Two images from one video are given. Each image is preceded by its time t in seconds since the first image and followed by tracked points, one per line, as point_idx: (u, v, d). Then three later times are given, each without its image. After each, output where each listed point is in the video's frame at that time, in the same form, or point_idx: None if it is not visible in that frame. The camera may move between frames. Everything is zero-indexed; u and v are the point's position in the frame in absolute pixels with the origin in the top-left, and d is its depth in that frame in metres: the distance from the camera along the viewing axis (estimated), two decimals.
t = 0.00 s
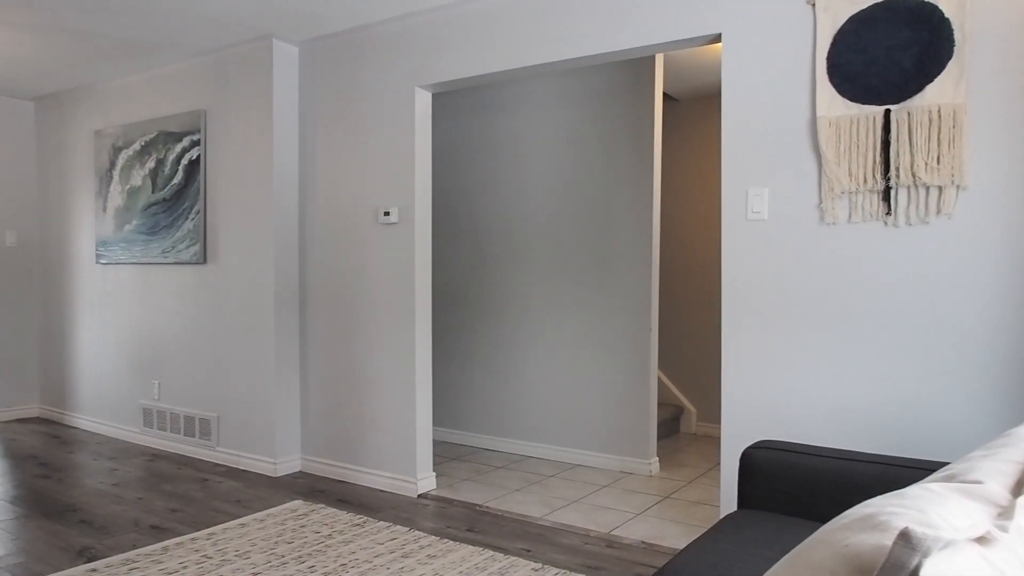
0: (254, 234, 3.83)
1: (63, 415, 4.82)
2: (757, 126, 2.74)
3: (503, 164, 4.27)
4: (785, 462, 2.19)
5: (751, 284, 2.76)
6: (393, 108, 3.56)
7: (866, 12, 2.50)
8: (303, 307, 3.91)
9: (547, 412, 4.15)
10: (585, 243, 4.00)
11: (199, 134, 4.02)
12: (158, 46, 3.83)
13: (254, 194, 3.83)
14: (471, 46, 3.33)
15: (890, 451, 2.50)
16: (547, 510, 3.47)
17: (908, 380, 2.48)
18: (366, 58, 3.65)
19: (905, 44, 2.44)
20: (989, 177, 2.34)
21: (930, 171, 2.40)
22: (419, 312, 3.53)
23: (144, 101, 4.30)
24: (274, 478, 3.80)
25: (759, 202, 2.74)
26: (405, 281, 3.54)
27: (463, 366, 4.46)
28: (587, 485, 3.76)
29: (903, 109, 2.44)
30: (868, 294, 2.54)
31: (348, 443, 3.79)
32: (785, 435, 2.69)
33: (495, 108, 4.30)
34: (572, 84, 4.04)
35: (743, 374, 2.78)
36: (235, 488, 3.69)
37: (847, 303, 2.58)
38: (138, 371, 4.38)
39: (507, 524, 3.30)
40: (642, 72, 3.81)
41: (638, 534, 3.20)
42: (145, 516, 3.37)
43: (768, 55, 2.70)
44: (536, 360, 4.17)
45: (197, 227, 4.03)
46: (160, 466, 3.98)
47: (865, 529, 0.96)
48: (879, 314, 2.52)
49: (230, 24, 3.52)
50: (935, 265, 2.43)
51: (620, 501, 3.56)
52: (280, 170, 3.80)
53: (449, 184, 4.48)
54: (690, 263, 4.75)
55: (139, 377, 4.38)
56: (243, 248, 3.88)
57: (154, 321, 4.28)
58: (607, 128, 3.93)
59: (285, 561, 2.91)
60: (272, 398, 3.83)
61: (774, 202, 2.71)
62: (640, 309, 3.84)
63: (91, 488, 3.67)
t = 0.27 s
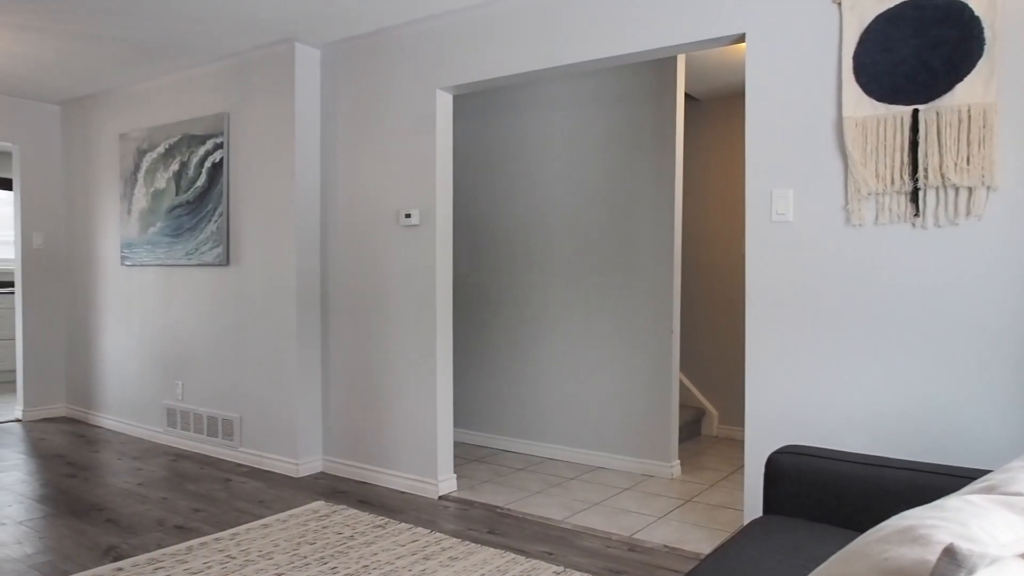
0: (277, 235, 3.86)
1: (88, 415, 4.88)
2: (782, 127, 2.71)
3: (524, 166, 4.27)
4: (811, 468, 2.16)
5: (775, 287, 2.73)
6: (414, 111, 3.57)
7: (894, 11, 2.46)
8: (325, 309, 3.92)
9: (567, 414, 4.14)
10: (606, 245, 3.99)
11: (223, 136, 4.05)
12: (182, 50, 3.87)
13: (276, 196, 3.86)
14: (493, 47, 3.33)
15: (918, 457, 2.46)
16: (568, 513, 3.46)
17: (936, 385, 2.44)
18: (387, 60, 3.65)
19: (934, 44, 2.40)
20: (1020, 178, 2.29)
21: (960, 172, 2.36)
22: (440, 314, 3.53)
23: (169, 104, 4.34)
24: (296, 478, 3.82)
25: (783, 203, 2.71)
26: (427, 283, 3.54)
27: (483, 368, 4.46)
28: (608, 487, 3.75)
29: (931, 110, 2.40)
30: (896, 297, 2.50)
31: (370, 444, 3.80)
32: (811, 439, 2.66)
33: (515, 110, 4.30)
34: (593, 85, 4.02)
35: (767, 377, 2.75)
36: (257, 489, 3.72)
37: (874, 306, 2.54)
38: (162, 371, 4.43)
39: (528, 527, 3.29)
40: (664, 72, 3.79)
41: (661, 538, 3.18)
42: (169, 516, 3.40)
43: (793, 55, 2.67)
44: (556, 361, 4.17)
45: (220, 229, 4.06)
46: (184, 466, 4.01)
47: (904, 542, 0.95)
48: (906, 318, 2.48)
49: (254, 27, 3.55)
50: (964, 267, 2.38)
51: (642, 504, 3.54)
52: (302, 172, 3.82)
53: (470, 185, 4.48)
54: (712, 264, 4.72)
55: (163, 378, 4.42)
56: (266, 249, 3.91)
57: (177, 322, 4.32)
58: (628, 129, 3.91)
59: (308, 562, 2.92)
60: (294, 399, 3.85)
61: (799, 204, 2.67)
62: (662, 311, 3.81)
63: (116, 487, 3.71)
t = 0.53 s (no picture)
0: (298, 237, 3.88)
1: (113, 414, 4.94)
2: (807, 127, 2.67)
3: (545, 166, 4.26)
4: (837, 472, 2.13)
5: (799, 289, 2.70)
6: (435, 112, 3.57)
7: (922, 9, 2.42)
8: (346, 310, 3.94)
9: (587, 415, 4.13)
10: (626, 245, 3.97)
11: (245, 138, 4.08)
12: (205, 53, 3.90)
13: (297, 197, 3.88)
14: (515, 49, 3.32)
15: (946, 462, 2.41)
16: (589, 514, 3.44)
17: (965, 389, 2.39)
18: (408, 62, 3.66)
19: (963, 41, 2.35)
20: None
21: (989, 172, 2.31)
22: (461, 315, 3.53)
23: (192, 107, 4.38)
24: (317, 478, 3.84)
25: (808, 204, 2.68)
26: (447, 284, 3.54)
27: (503, 368, 4.46)
28: (628, 489, 3.73)
29: (960, 108, 2.35)
30: (923, 299, 2.45)
31: (390, 444, 3.81)
32: (837, 443, 2.63)
33: (536, 110, 4.29)
34: (614, 85, 4.01)
35: (792, 380, 2.72)
36: (279, 488, 3.74)
37: (901, 308, 2.50)
38: (185, 371, 4.47)
39: (549, 529, 3.28)
40: (685, 72, 3.76)
41: (683, 540, 3.15)
42: (193, 515, 3.43)
43: (818, 53, 2.64)
44: (577, 362, 4.15)
45: (243, 230, 4.09)
46: (207, 465, 4.05)
47: (946, 552, 0.93)
48: (934, 320, 2.44)
49: (276, 30, 3.57)
50: (994, 269, 2.33)
51: (663, 507, 3.52)
52: (324, 174, 3.84)
53: (490, 186, 4.48)
54: (734, 265, 4.68)
55: (187, 378, 4.46)
56: (287, 250, 3.93)
57: (200, 322, 4.36)
58: (650, 129, 3.89)
59: (330, 562, 2.93)
60: (316, 400, 3.87)
61: (824, 204, 2.64)
62: (683, 312, 3.79)
63: (140, 486, 3.75)
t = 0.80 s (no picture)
0: (320, 239, 3.90)
1: (137, 414, 5.00)
2: (831, 128, 2.64)
3: (565, 168, 4.25)
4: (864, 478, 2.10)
5: (824, 291, 2.67)
6: (455, 114, 3.57)
7: (949, 8, 2.38)
8: (367, 312, 3.96)
9: (608, 417, 4.11)
10: (647, 247, 3.95)
11: (267, 141, 4.11)
12: (228, 57, 3.93)
13: (319, 200, 3.90)
14: (535, 51, 3.32)
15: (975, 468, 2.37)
16: (610, 518, 3.43)
17: (994, 393, 2.35)
18: (429, 64, 3.67)
19: (992, 40, 2.31)
20: None
21: (1020, 173, 2.26)
22: (481, 317, 3.53)
23: (215, 110, 4.42)
24: (338, 479, 3.85)
25: (833, 206, 2.64)
26: (467, 286, 3.55)
27: (523, 370, 4.46)
28: (649, 493, 3.71)
29: (989, 109, 2.31)
30: (951, 302, 2.41)
31: (411, 446, 3.82)
32: (863, 448, 2.59)
33: (556, 112, 4.29)
34: (634, 86, 3.99)
35: (816, 384, 2.69)
36: (300, 489, 3.76)
37: (928, 311, 2.46)
38: (208, 372, 4.51)
39: (570, 532, 3.27)
40: (707, 72, 3.74)
41: (705, 545, 3.13)
42: (216, 515, 3.46)
43: (842, 54, 2.61)
44: (597, 364, 4.14)
45: (265, 233, 4.12)
46: (229, 466, 4.08)
47: (983, 564, 0.92)
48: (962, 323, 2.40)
49: (298, 34, 3.59)
50: None
51: (685, 511, 3.50)
52: (345, 176, 3.86)
53: (511, 187, 4.48)
54: (756, 267, 4.65)
55: (210, 379, 4.50)
56: (309, 253, 3.95)
57: (223, 324, 4.40)
58: (670, 130, 3.87)
59: (352, 564, 2.94)
60: (336, 401, 3.88)
61: (849, 206, 2.61)
62: (704, 314, 3.76)
63: (164, 486, 3.79)
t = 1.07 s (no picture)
0: (341, 240, 3.91)
1: (160, 413, 5.05)
2: (856, 128, 2.61)
3: (585, 168, 4.25)
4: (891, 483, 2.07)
5: (847, 292, 2.64)
6: (476, 115, 3.57)
7: (978, 5, 2.34)
8: (387, 313, 3.97)
9: (627, 418, 4.10)
10: (667, 248, 3.94)
11: (289, 143, 4.13)
12: (250, 59, 3.96)
13: (340, 202, 3.92)
14: (556, 52, 3.31)
15: (1004, 474, 2.33)
16: (631, 520, 3.41)
17: None
18: (449, 66, 3.67)
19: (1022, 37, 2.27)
20: None
21: None
22: (501, 318, 3.53)
23: (236, 113, 4.46)
24: (358, 479, 3.87)
25: (857, 206, 2.61)
26: (487, 287, 3.55)
27: (543, 371, 4.46)
28: (670, 495, 3.69)
29: (1019, 107, 2.27)
30: (979, 304, 2.38)
31: (431, 447, 3.83)
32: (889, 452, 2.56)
33: (576, 112, 4.28)
34: (655, 86, 3.97)
35: (840, 387, 2.66)
36: (321, 489, 3.78)
37: (955, 314, 2.42)
38: (229, 372, 4.54)
39: (590, 534, 3.26)
40: (728, 72, 3.71)
41: (726, 548, 3.11)
42: (238, 514, 3.48)
43: (868, 52, 2.58)
44: (617, 365, 4.13)
45: (286, 234, 4.14)
46: (251, 465, 4.11)
47: None
48: (990, 325, 2.36)
49: (319, 36, 3.61)
50: None
51: (706, 513, 3.47)
52: (365, 177, 3.87)
53: (530, 188, 4.48)
54: (778, 267, 4.61)
55: (231, 379, 4.54)
56: (329, 254, 3.97)
57: (244, 324, 4.44)
58: (691, 130, 3.85)
59: (373, 564, 2.95)
60: (357, 402, 3.90)
61: (874, 207, 2.57)
62: (725, 315, 3.74)
63: (187, 485, 3.83)
